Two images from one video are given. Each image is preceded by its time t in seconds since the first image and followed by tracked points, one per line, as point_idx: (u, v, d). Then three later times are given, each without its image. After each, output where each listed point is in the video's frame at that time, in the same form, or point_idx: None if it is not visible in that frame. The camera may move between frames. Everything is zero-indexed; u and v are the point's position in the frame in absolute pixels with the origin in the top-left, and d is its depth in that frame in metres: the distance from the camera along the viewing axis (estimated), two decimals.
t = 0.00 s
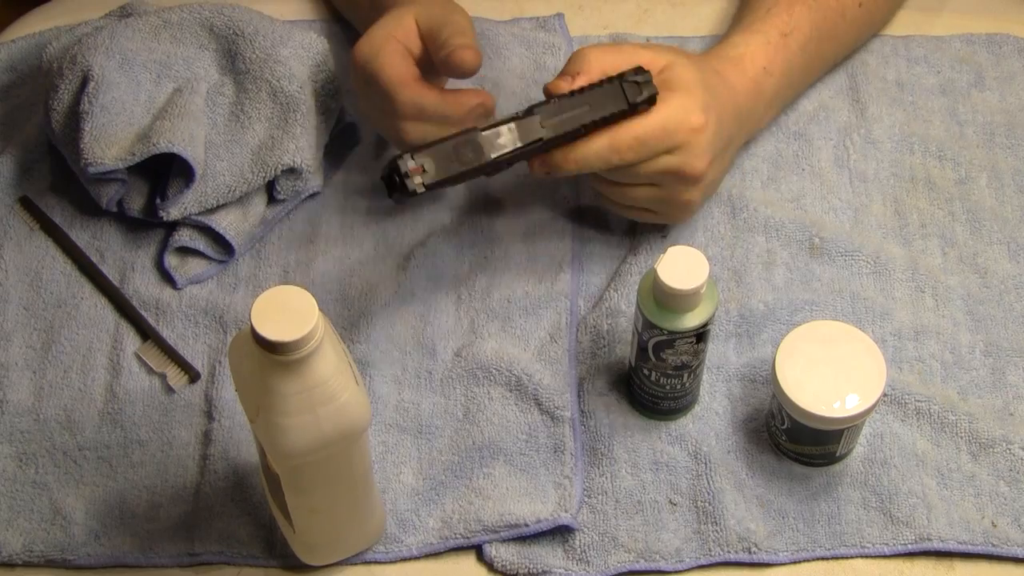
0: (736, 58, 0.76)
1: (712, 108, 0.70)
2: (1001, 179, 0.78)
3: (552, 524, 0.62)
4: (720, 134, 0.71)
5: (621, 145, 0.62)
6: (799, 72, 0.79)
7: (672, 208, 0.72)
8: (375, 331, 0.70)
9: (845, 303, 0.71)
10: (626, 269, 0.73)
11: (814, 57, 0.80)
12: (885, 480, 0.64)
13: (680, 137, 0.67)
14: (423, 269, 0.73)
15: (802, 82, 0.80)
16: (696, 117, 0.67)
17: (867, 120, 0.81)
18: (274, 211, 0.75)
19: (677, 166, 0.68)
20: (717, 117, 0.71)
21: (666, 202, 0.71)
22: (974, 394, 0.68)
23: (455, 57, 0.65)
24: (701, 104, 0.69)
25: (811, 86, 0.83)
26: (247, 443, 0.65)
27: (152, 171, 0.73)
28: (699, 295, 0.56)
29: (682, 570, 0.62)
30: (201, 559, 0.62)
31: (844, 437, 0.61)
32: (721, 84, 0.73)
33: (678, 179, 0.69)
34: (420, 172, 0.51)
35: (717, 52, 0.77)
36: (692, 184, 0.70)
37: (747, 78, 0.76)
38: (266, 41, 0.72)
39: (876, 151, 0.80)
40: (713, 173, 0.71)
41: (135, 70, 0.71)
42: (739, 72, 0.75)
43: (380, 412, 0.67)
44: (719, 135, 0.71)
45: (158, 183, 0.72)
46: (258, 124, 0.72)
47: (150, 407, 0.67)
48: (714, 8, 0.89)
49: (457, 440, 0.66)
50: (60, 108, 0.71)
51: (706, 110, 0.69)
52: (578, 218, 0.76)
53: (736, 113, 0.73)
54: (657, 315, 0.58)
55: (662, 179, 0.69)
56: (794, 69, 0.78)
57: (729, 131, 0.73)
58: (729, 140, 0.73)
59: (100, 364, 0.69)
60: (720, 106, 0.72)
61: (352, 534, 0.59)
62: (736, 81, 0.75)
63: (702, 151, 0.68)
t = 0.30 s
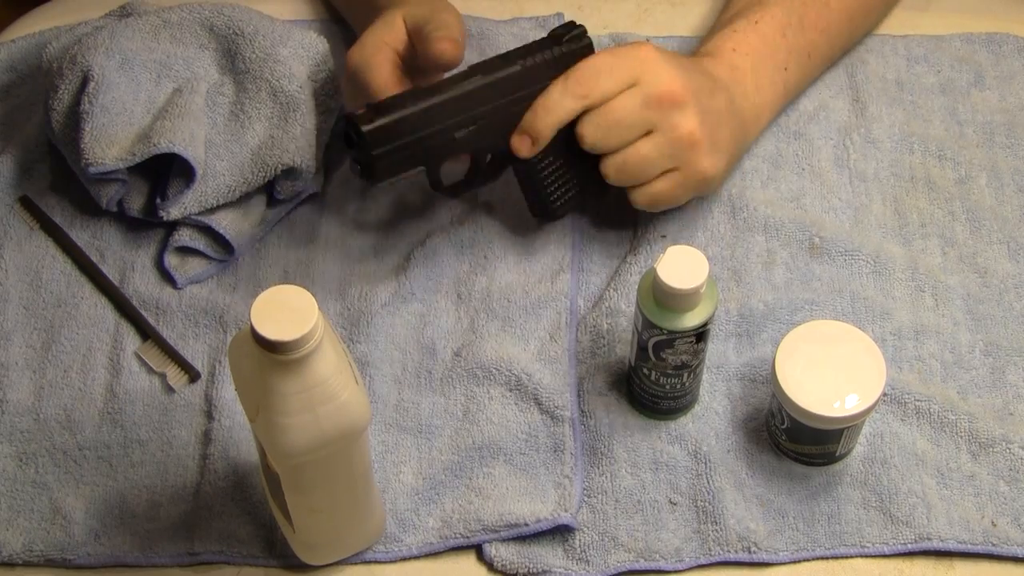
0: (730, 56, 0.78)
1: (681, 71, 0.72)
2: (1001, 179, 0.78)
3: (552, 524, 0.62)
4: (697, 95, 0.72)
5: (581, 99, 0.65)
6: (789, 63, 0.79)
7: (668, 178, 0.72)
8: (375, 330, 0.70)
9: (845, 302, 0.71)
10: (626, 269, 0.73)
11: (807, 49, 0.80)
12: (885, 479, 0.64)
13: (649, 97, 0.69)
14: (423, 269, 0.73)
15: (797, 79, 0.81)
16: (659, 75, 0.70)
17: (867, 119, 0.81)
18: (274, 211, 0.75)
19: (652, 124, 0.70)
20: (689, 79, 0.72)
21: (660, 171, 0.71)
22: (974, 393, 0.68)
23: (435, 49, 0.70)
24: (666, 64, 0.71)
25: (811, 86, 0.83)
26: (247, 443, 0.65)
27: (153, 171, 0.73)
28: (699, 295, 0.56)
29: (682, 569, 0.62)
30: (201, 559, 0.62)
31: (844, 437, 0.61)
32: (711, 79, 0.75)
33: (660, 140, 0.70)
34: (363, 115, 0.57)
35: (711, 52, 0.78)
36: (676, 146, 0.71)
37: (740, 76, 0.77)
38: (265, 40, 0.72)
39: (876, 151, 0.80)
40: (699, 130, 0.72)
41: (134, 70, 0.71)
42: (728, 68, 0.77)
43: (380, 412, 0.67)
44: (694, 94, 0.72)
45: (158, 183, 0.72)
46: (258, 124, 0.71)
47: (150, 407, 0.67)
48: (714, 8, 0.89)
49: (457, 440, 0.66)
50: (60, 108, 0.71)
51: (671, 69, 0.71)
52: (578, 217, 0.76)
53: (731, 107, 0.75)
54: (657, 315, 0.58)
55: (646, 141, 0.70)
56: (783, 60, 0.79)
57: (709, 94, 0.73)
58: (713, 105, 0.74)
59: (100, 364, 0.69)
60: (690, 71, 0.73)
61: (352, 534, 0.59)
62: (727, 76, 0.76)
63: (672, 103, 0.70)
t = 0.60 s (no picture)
0: (718, 55, 0.78)
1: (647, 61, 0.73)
2: (1001, 179, 0.78)
3: (552, 524, 0.62)
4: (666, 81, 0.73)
5: (536, 84, 0.66)
6: (779, 64, 0.80)
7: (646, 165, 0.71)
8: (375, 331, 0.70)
9: (845, 302, 0.71)
10: (626, 269, 0.73)
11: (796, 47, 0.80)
12: (885, 479, 0.64)
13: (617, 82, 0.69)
14: (422, 269, 0.73)
15: (787, 78, 0.81)
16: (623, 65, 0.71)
17: (867, 119, 0.81)
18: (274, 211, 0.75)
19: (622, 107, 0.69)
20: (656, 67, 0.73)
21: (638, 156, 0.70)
22: (974, 394, 0.68)
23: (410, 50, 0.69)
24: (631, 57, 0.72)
25: (811, 86, 0.83)
26: (247, 443, 0.65)
27: (153, 171, 0.72)
28: (698, 294, 0.56)
29: (682, 569, 0.62)
30: (201, 559, 0.62)
31: (844, 437, 0.61)
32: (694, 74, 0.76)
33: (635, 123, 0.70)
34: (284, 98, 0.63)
35: (701, 52, 0.79)
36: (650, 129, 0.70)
37: (725, 78, 0.77)
38: (266, 40, 0.72)
39: (876, 151, 0.80)
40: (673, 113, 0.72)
41: (134, 70, 0.71)
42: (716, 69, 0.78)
43: (379, 412, 0.67)
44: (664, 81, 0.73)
45: (157, 183, 0.72)
46: (257, 124, 0.71)
47: (149, 407, 0.67)
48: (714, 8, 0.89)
49: (457, 440, 0.66)
50: (60, 108, 0.71)
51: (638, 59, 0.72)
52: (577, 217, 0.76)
53: (715, 104, 0.75)
54: (656, 315, 0.58)
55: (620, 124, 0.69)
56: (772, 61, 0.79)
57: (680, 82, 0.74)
58: (686, 92, 0.74)
59: (100, 364, 0.69)
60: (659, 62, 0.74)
61: (352, 534, 0.59)
62: (714, 78, 0.77)
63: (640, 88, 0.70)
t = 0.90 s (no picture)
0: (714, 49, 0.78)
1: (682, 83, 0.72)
2: (1001, 179, 0.78)
3: (552, 524, 0.62)
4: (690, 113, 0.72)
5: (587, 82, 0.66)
6: (774, 62, 0.79)
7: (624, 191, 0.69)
8: (375, 331, 0.70)
9: (845, 302, 0.71)
10: (626, 269, 0.73)
11: (795, 47, 0.80)
12: (885, 480, 0.64)
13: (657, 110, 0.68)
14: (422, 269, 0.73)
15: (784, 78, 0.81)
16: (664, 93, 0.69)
17: (867, 119, 0.81)
18: (274, 210, 0.75)
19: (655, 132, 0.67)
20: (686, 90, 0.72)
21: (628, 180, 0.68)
22: (974, 394, 0.68)
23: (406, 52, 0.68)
24: (669, 78, 0.70)
25: (811, 86, 0.83)
26: (247, 443, 0.65)
27: (153, 170, 0.72)
28: (698, 294, 0.56)
29: (682, 569, 0.62)
30: (201, 559, 0.62)
31: (844, 437, 0.61)
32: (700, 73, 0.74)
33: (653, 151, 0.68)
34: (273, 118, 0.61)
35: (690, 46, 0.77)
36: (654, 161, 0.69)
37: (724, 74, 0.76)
38: (266, 40, 0.73)
39: (876, 151, 0.80)
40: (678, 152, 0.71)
41: (134, 70, 0.71)
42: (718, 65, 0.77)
43: (380, 412, 0.67)
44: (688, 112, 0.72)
45: (157, 183, 0.72)
46: (257, 124, 0.71)
47: (149, 407, 0.67)
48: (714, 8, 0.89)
49: (457, 440, 0.66)
50: (60, 107, 0.71)
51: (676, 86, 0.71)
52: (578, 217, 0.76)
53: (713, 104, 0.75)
54: (656, 315, 0.58)
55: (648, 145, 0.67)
56: (770, 62, 0.79)
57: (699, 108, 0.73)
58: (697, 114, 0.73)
59: (100, 364, 0.69)
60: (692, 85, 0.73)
61: (352, 534, 0.59)
62: (714, 71, 0.76)
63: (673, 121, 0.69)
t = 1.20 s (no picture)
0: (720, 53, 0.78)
1: (672, 91, 0.72)
2: (1001, 179, 0.78)
3: (552, 524, 0.62)
4: (691, 118, 0.72)
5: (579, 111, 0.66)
6: (782, 64, 0.79)
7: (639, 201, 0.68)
8: (375, 330, 0.70)
9: (845, 302, 0.71)
10: (626, 268, 0.73)
11: (800, 53, 0.81)
12: (885, 480, 0.64)
13: (650, 117, 0.68)
14: (422, 269, 0.73)
15: (791, 78, 0.81)
16: (653, 99, 0.70)
17: (867, 119, 0.81)
18: (273, 209, 0.75)
19: (652, 134, 0.67)
20: (680, 97, 0.72)
21: (638, 190, 0.68)
22: (974, 394, 0.68)
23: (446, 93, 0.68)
24: (657, 89, 0.71)
25: (811, 86, 0.83)
26: (247, 443, 0.65)
27: (153, 170, 0.73)
28: (699, 294, 0.56)
29: (682, 569, 0.62)
30: (201, 559, 0.62)
31: (844, 437, 0.61)
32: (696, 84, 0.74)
33: (653, 154, 0.67)
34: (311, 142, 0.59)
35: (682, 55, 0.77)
36: (660, 167, 0.68)
37: (733, 82, 0.76)
38: (266, 40, 0.73)
39: (876, 151, 0.80)
40: (685, 156, 0.71)
41: (134, 69, 0.71)
42: (731, 77, 0.77)
43: (380, 412, 0.67)
44: (688, 117, 0.72)
45: (158, 183, 0.72)
46: (258, 124, 0.71)
47: (150, 407, 0.67)
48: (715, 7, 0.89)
49: (457, 440, 0.66)
50: (60, 107, 0.71)
51: (667, 94, 0.71)
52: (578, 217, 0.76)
53: (718, 108, 0.75)
54: (656, 314, 0.58)
55: (647, 148, 0.67)
56: (778, 64, 0.79)
57: (701, 114, 0.73)
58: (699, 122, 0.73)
59: (100, 364, 0.69)
60: (686, 92, 0.73)
61: (352, 533, 0.59)
62: (723, 80, 0.76)
63: (671, 124, 0.69)
